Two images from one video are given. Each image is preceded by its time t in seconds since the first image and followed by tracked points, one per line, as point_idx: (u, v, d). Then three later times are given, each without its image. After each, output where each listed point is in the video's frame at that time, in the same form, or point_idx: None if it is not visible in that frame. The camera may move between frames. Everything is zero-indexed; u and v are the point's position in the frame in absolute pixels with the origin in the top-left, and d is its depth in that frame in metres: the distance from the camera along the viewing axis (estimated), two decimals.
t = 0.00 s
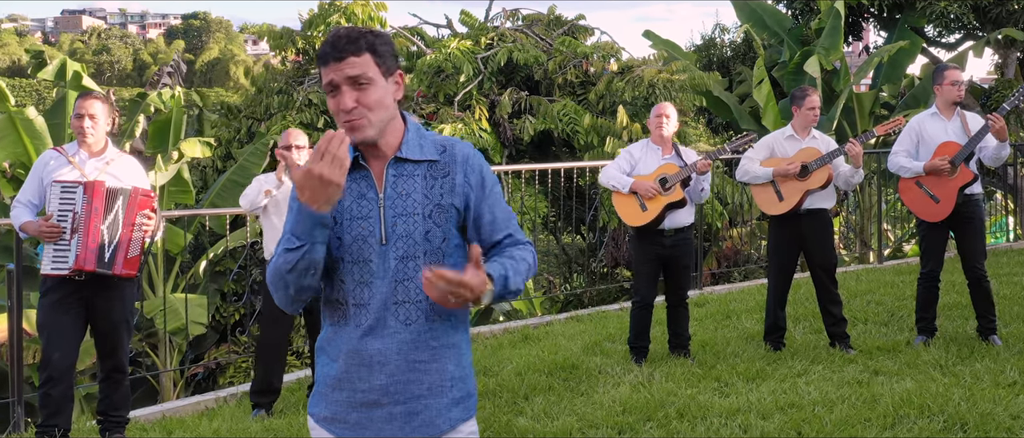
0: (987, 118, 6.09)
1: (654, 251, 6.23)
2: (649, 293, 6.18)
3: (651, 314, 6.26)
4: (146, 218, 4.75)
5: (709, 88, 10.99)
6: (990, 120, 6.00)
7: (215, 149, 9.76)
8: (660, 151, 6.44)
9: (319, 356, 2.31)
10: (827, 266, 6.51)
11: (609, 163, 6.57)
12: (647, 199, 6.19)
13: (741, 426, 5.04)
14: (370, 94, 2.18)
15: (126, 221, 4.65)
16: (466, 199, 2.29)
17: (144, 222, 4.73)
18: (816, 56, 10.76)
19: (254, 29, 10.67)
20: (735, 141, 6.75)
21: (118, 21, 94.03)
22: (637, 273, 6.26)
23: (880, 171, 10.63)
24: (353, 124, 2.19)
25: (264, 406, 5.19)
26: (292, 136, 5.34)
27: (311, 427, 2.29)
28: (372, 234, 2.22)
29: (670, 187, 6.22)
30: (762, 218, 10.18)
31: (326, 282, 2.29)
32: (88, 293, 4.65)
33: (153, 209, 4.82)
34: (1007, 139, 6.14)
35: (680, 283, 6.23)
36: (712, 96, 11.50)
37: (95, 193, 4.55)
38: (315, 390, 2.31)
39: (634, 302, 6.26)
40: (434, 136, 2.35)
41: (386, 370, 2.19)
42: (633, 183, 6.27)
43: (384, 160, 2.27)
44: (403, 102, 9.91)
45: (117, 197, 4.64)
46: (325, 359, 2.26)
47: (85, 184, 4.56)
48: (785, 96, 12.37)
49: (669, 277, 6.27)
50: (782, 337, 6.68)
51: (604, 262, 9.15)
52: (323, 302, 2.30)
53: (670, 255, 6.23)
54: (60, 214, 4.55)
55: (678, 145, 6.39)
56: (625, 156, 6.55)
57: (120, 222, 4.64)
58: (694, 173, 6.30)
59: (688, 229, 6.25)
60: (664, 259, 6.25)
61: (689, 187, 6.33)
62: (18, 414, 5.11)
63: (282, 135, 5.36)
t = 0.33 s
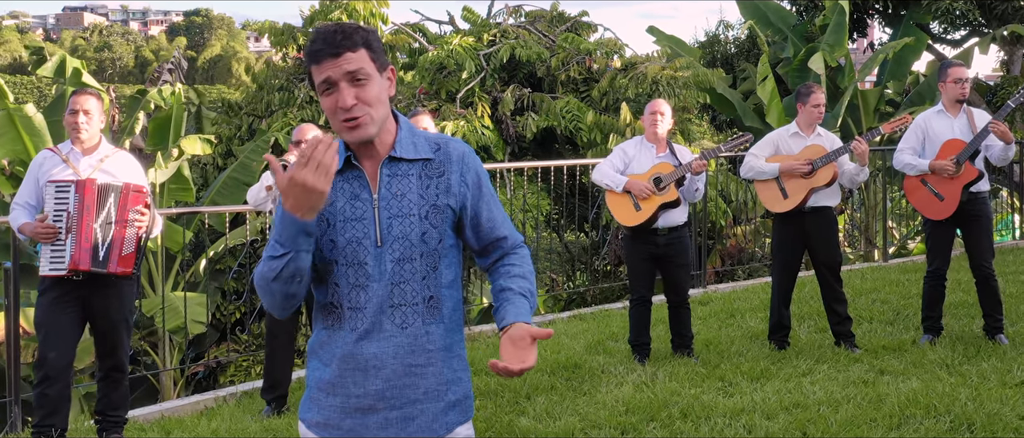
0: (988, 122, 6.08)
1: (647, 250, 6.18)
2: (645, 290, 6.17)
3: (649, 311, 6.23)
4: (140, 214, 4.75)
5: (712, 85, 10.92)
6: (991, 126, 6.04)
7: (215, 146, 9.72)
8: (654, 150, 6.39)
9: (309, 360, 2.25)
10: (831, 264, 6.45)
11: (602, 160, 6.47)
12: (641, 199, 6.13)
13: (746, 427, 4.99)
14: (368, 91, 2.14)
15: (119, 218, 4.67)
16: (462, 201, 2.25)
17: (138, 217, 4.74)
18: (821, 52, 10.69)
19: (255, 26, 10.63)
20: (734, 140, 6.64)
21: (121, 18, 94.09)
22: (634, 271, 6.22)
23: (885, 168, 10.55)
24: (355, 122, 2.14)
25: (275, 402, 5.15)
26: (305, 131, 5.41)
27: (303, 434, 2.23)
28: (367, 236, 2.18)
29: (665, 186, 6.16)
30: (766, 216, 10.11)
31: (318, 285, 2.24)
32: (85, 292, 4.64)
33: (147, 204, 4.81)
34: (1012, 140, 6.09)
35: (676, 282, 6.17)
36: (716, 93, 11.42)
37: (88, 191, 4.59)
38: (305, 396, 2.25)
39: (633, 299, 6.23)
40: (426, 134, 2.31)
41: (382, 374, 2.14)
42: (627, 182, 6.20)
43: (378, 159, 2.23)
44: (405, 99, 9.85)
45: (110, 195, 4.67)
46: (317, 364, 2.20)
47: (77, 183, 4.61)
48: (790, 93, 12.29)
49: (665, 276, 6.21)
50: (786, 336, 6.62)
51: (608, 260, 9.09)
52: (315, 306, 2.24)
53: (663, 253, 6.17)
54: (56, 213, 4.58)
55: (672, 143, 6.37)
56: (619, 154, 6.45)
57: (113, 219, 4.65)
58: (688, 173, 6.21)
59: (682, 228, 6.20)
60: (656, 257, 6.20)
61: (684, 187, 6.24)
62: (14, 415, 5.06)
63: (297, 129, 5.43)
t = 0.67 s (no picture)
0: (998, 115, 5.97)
1: (650, 248, 6.12)
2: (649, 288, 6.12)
3: (652, 310, 6.18)
4: (140, 213, 4.72)
5: (717, 82, 10.85)
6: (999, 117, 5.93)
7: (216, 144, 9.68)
8: (655, 147, 6.32)
9: (307, 361, 2.20)
10: (837, 263, 6.38)
11: (603, 158, 6.43)
12: (643, 197, 6.08)
13: (751, 427, 4.93)
14: (371, 84, 2.14)
15: (119, 217, 4.64)
16: (463, 198, 2.22)
17: (137, 216, 4.71)
18: (826, 49, 10.60)
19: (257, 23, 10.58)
20: (735, 137, 6.53)
21: (124, 16, 94.15)
22: (636, 269, 6.17)
23: (891, 166, 10.47)
24: (355, 114, 2.13)
25: (264, 403, 5.09)
26: (302, 130, 5.38)
27: None
28: (370, 233, 2.15)
29: (667, 185, 6.11)
30: (771, 214, 10.04)
31: (317, 284, 2.20)
32: (83, 290, 4.59)
33: (147, 203, 4.78)
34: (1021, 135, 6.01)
35: (680, 280, 6.10)
36: (720, 90, 11.34)
37: (88, 186, 4.56)
38: (303, 398, 2.21)
39: (636, 298, 6.18)
40: (426, 131, 2.29)
41: (388, 374, 2.11)
42: (630, 181, 6.15)
43: (378, 157, 2.20)
44: (408, 96, 9.79)
45: (109, 192, 4.63)
46: (316, 365, 2.17)
47: (77, 178, 4.57)
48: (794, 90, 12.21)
49: (668, 275, 6.16)
50: (792, 335, 6.55)
51: (611, 258, 9.02)
52: (314, 306, 2.20)
53: (666, 252, 6.11)
54: (53, 209, 4.55)
55: (674, 140, 6.29)
56: (621, 152, 6.41)
57: (112, 217, 4.62)
58: (691, 171, 6.16)
59: (684, 227, 6.13)
60: (659, 256, 6.15)
61: (686, 184, 6.19)
62: (13, 416, 5.07)
63: (293, 130, 5.41)
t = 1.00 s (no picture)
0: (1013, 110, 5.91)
1: (663, 246, 6.07)
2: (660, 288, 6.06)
3: (661, 310, 6.12)
4: (142, 213, 4.70)
5: (722, 79, 10.78)
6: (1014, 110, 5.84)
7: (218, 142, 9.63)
8: (668, 144, 6.26)
9: (305, 358, 2.22)
10: (844, 261, 6.32)
11: (616, 156, 6.39)
12: (656, 194, 6.04)
13: (758, 428, 4.87)
14: (370, 76, 2.17)
15: (121, 217, 4.61)
16: (463, 191, 2.26)
17: (139, 217, 4.68)
18: (832, 46, 10.52)
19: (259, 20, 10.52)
20: (750, 132, 6.47)
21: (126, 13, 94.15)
22: (645, 266, 6.13)
23: (897, 164, 10.39)
24: (358, 107, 2.16)
25: (263, 407, 5.04)
26: (279, 129, 5.34)
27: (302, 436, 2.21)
28: (367, 228, 2.17)
29: (680, 181, 6.06)
30: (776, 212, 9.97)
31: (315, 281, 2.23)
32: (83, 292, 4.56)
33: (149, 204, 4.75)
34: None
35: (690, 278, 6.05)
36: (725, 88, 11.26)
37: (89, 188, 4.51)
38: (303, 396, 2.22)
39: (645, 298, 6.12)
40: (424, 126, 2.33)
41: (388, 370, 2.13)
42: (642, 177, 6.11)
43: (376, 151, 2.23)
44: (411, 93, 9.74)
45: (111, 193, 4.59)
46: (316, 361, 2.19)
47: (78, 179, 4.51)
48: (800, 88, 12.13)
49: (678, 272, 6.11)
50: (799, 335, 6.49)
51: (615, 257, 8.95)
52: (312, 303, 2.22)
53: (680, 251, 6.06)
54: (53, 209, 4.50)
55: (687, 137, 6.24)
56: (633, 149, 6.36)
57: (114, 217, 4.59)
58: (704, 167, 6.10)
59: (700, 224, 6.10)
60: (673, 255, 6.10)
61: (700, 181, 6.13)
62: (12, 415, 5.03)
63: (268, 130, 5.35)
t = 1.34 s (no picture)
0: None
1: (677, 245, 6.02)
2: (670, 287, 6.01)
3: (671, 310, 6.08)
4: (141, 208, 4.63)
5: (728, 76, 10.71)
6: None
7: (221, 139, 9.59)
8: (684, 143, 6.20)
9: (305, 354, 2.31)
10: (852, 260, 6.27)
11: (631, 155, 6.33)
12: (671, 195, 5.99)
13: (766, 428, 4.81)
14: (365, 72, 2.22)
15: (119, 213, 4.55)
16: (457, 187, 2.30)
17: (138, 212, 4.62)
18: (838, 43, 10.45)
19: (262, 17, 10.47)
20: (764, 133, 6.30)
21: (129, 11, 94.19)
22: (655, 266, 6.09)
23: (904, 162, 10.32)
24: (354, 103, 2.22)
25: (265, 407, 5.00)
26: (266, 127, 5.32)
27: (301, 428, 2.30)
28: (361, 228, 2.23)
29: (695, 182, 5.98)
30: (782, 210, 9.91)
31: (313, 279, 2.30)
32: (86, 290, 4.52)
33: (148, 198, 4.69)
34: None
35: (702, 277, 6.02)
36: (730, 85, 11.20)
37: (85, 185, 4.47)
38: (303, 390, 2.31)
39: (655, 297, 6.07)
40: (419, 122, 2.36)
41: (382, 369, 2.19)
42: (656, 177, 6.05)
43: (369, 149, 2.28)
44: (415, 90, 9.64)
45: (108, 188, 4.53)
46: (315, 358, 2.27)
47: (75, 177, 4.48)
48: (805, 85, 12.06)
49: (691, 270, 6.07)
50: (806, 334, 6.44)
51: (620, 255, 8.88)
52: (310, 301, 2.30)
53: (694, 249, 6.01)
54: (54, 210, 4.48)
55: (704, 136, 6.17)
56: (649, 148, 6.29)
57: (113, 213, 4.54)
58: (719, 167, 6.02)
59: (715, 224, 6.05)
60: (687, 254, 6.05)
61: (715, 181, 6.06)
62: (14, 415, 5.00)
63: (254, 128, 5.33)
